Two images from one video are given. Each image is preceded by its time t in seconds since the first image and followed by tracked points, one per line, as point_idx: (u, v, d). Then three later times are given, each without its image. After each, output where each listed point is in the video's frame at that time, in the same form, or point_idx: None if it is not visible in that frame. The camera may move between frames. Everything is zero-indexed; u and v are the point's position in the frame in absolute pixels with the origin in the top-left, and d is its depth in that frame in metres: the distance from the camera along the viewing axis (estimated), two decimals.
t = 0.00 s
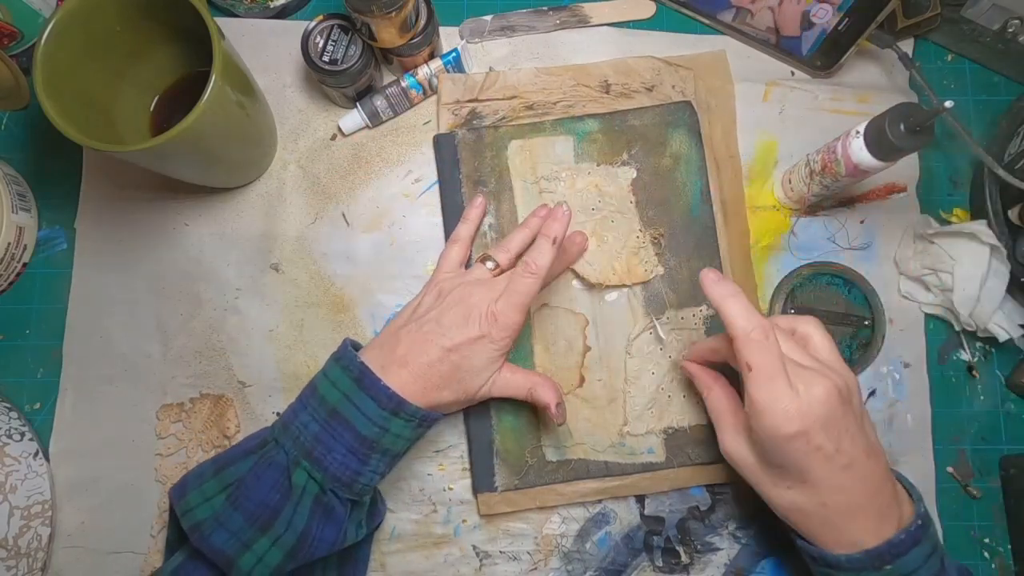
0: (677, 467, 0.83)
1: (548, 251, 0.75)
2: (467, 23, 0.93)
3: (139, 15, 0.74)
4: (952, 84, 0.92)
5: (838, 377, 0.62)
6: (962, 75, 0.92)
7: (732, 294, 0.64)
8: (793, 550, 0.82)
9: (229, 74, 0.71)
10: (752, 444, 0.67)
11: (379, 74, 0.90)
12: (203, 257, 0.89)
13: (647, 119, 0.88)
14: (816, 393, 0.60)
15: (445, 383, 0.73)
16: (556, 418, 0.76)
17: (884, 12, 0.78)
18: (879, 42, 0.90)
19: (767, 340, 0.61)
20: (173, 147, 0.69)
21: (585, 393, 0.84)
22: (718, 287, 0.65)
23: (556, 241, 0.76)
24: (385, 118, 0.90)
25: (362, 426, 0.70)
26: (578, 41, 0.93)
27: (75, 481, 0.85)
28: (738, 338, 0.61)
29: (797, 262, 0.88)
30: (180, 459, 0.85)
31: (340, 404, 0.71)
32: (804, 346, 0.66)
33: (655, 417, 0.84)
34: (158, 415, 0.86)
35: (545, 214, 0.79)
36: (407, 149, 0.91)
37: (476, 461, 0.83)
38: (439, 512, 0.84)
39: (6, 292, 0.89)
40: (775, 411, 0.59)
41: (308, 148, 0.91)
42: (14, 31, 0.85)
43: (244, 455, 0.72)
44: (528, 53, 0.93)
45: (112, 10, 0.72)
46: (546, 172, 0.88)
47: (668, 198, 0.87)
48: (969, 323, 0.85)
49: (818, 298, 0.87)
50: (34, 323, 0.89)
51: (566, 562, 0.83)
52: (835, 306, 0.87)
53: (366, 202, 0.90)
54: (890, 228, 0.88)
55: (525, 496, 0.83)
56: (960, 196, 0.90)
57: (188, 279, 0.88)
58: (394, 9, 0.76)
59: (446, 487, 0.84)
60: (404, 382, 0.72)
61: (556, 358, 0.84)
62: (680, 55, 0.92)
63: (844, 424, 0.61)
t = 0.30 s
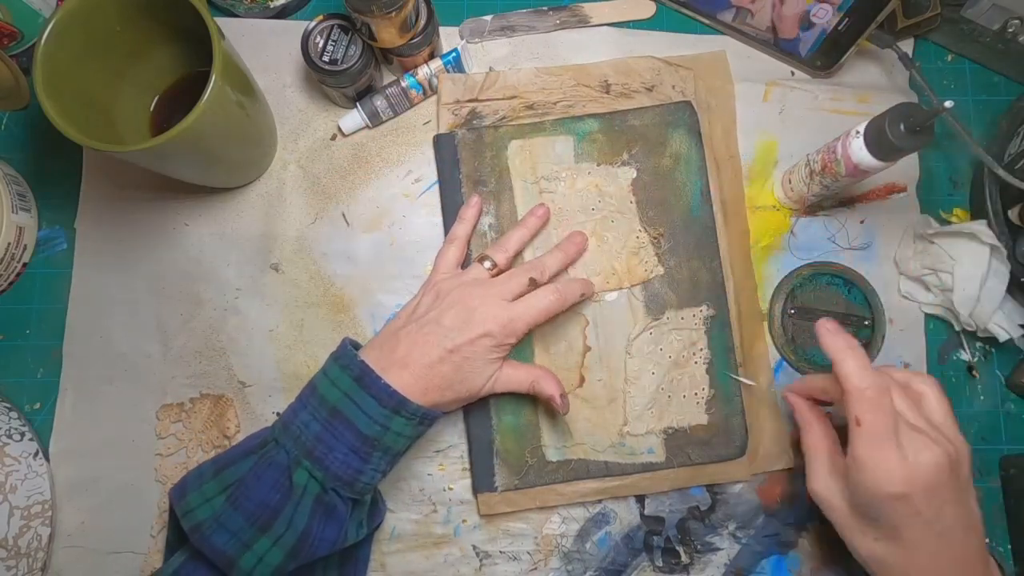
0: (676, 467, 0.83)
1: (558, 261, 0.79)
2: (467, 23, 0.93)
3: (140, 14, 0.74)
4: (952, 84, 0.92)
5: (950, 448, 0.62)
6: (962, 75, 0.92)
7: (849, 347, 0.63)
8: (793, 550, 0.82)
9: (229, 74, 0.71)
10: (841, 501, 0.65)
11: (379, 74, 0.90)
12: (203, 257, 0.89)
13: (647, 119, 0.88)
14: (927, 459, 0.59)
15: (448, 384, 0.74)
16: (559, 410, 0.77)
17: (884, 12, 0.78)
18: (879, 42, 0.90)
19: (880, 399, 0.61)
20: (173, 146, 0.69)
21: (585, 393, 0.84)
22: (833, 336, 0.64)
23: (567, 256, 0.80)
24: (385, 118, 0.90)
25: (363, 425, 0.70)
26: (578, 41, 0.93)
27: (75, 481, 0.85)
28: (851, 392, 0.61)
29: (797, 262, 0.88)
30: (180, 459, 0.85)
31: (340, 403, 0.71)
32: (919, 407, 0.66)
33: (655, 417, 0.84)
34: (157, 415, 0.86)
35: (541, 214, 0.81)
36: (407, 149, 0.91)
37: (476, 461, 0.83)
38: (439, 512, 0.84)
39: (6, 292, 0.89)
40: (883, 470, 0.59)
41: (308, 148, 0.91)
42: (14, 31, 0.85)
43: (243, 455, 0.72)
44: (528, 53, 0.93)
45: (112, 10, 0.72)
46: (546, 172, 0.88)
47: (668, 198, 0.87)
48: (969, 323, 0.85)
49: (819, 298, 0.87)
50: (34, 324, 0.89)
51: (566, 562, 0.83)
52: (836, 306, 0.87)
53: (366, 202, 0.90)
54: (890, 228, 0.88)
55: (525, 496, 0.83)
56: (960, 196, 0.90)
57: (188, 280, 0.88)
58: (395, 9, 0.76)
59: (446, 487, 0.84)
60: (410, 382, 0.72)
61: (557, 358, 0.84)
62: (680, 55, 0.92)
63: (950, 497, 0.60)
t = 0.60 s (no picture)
0: (676, 467, 0.83)
1: (534, 257, 0.73)
2: (467, 24, 0.93)
3: (140, 13, 0.74)
4: (952, 84, 0.92)
5: (791, 375, 0.66)
6: (962, 75, 0.92)
7: (707, 293, 0.68)
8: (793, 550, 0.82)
9: (229, 74, 0.71)
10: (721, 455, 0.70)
11: (379, 74, 0.90)
12: (203, 257, 0.89)
13: (647, 119, 0.88)
14: (766, 390, 0.65)
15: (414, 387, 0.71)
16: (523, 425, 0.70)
17: (884, 12, 0.78)
18: (879, 42, 0.90)
19: (731, 342, 0.67)
20: (173, 146, 0.69)
21: (585, 393, 0.84)
22: (696, 283, 0.68)
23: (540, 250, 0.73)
24: (385, 118, 0.90)
25: (337, 422, 0.71)
26: (578, 41, 0.93)
27: (75, 481, 0.85)
28: (705, 339, 0.67)
29: (797, 262, 0.88)
30: (180, 459, 0.85)
31: (320, 398, 0.71)
32: (778, 338, 0.68)
33: (655, 417, 0.84)
34: (157, 415, 0.86)
35: (522, 212, 0.79)
36: (407, 149, 0.91)
37: (476, 461, 0.83)
38: (439, 512, 0.84)
39: (6, 292, 0.89)
40: (732, 403, 0.65)
41: (308, 148, 0.91)
42: (14, 31, 0.85)
43: (229, 447, 0.75)
44: (528, 53, 0.93)
45: (112, 9, 0.72)
46: (546, 172, 0.88)
47: (668, 198, 0.87)
48: (969, 323, 0.85)
49: (819, 298, 0.87)
50: (35, 324, 0.89)
51: (566, 562, 0.83)
52: (835, 306, 0.86)
53: (366, 202, 0.90)
54: (891, 228, 0.88)
55: (526, 496, 0.83)
56: (960, 196, 0.90)
57: (188, 280, 0.88)
58: (394, 9, 0.76)
59: (446, 487, 0.84)
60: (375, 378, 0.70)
61: (556, 358, 0.84)
62: (680, 55, 0.92)
63: (804, 423, 0.65)
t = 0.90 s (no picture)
0: (676, 467, 0.83)
1: (537, 263, 0.74)
2: (467, 23, 0.93)
3: (140, 12, 0.74)
4: (952, 84, 0.92)
5: (733, 336, 0.72)
6: (962, 75, 0.92)
7: (650, 274, 0.75)
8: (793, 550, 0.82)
9: (229, 74, 0.71)
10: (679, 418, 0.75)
11: (379, 74, 0.90)
12: (203, 257, 0.89)
13: (647, 119, 0.88)
14: (711, 353, 0.70)
15: (426, 385, 0.72)
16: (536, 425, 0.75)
17: (884, 12, 0.78)
18: (879, 42, 0.90)
19: (670, 317, 0.72)
20: (173, 146, 0.69)
21: (585, 393, 0.84)
22: (638, 263, 0.75)
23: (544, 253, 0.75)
24: (385, 118, 0.90)
25: (357, 418, 0.70)
26: (578, 41, 0.93)
27: (75, 481, 0.85)
28: (649, 316, 0.73)
29: (797, 262, 0.88)
30: (180, 459, 0.85)
31: (335, 394, 0.70)
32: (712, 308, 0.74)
33: (655, 417, 0.84)
34: (156, 416, 0.86)
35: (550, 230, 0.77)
36: (407, 149, 0.91)
37: (476, 461, 0.83)
38: (439, 512, 0.84)
39: (6, 292, 0.89)
40: (684, 370, 0.70)
41: (308, 148, 0.91)
42: (14, 31, 0.85)
43: (235, 447, 0.73)
44: (528, 53, 0.93)
45: (112, 9, 0.72)
46: (546, 172, 0.88)
47: (669, 198, 0.87)
48: (969, 323, 0.85)
49: (819, 298, 0.87)
50: (34, 323, 0.89)
51: (566, 562, 0.83)
52: (836, 306, 0.87)
53: (366, 202, 0.90)
54: (890, 228, 0.88)
55: (526, 496, 0.83)
56: (960, 196, 0.90)
57: (188, 280, 0.88)
58: (394, 9, 0.76)
59: (446, 487, 0.84)
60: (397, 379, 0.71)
61: (557, 359, 0.84)
62: (680, 55, 0.92)
63: (749, 377, 0.70)
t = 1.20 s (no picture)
0: (676, 467, 0.83)
1: (479, 202, 0.78)
2: (467, 23, 0.93)
3: (140, 13, 0.74)
4: (952, 84, 0.92)
5: (722, 300, 0.75)
6: (962, 75, 0.92)
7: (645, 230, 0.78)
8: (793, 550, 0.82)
9: (229, 74, 0.71)
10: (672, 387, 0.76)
11: (379, 74, 0.90)
12: (203, 257, 0.89)
13: (647, 119, 0.88)
14: (699, 313, 0.74)
15: (417, 351, 0.75)
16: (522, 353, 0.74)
17: (884, 12, 0.78)
18: (879, 42, 0.90)
19: (662, 275, 0.76)
20: (173, 146, 0.69)
21: (585, 393, 0.84)
22: (603, 232, 0.83)
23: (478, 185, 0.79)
24: (385, 118, 0.90)
25: (340, 391, 0.73)
26: (578, 41, 0.93)
27: (75, 481, 0.85)
28: (641, 275, 0.76)
29: (797, 262, 0.88)
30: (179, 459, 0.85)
31: (321, 372, 0.73)
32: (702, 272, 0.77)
33: (655, 417, 0.84)
34: (156, 416, 0.86)
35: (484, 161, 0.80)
36: (407, 149, 0.91)
37: (476, 461, 0.83)
38: (439, 512, 0.84)
39: (6, 292, 0.89)
40: (671, 328, 0.74)
41: (308, 148, 0.91)
42: (14, 31, 0.85)
43: (230, 432, 0.74)
44: (528, 53, 0.93)
45: (113, 9, 0.72)
46: (546, 172, 0.88)
47: (669, 198, 0.87)
48: (969, 323, 0.85)
49: (819, 298, 0.86)
50: (34, 323, 0.89)
51: (566, 562, 0.83)
52: (836, 306, 0.86)
53: (366, 202, 0.90)
54: (890, 228, 0.88)
55: (525, 496, 0.83)
56: (960, 196, 0.90)
57: (188, 279, 0.88)
58: (395, 9, 0.76)
59: (446, 487, 0.84)
60: (388, 356, 0.74)
61: (556, 358, 0.84)
62: (680, 55, 0.92)
63: (736, 339, 0.73)
